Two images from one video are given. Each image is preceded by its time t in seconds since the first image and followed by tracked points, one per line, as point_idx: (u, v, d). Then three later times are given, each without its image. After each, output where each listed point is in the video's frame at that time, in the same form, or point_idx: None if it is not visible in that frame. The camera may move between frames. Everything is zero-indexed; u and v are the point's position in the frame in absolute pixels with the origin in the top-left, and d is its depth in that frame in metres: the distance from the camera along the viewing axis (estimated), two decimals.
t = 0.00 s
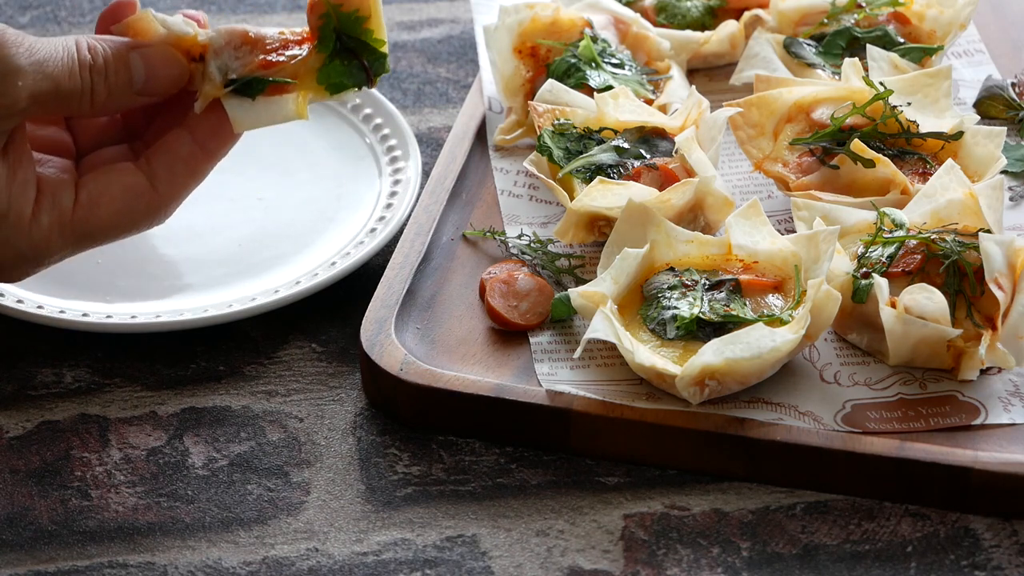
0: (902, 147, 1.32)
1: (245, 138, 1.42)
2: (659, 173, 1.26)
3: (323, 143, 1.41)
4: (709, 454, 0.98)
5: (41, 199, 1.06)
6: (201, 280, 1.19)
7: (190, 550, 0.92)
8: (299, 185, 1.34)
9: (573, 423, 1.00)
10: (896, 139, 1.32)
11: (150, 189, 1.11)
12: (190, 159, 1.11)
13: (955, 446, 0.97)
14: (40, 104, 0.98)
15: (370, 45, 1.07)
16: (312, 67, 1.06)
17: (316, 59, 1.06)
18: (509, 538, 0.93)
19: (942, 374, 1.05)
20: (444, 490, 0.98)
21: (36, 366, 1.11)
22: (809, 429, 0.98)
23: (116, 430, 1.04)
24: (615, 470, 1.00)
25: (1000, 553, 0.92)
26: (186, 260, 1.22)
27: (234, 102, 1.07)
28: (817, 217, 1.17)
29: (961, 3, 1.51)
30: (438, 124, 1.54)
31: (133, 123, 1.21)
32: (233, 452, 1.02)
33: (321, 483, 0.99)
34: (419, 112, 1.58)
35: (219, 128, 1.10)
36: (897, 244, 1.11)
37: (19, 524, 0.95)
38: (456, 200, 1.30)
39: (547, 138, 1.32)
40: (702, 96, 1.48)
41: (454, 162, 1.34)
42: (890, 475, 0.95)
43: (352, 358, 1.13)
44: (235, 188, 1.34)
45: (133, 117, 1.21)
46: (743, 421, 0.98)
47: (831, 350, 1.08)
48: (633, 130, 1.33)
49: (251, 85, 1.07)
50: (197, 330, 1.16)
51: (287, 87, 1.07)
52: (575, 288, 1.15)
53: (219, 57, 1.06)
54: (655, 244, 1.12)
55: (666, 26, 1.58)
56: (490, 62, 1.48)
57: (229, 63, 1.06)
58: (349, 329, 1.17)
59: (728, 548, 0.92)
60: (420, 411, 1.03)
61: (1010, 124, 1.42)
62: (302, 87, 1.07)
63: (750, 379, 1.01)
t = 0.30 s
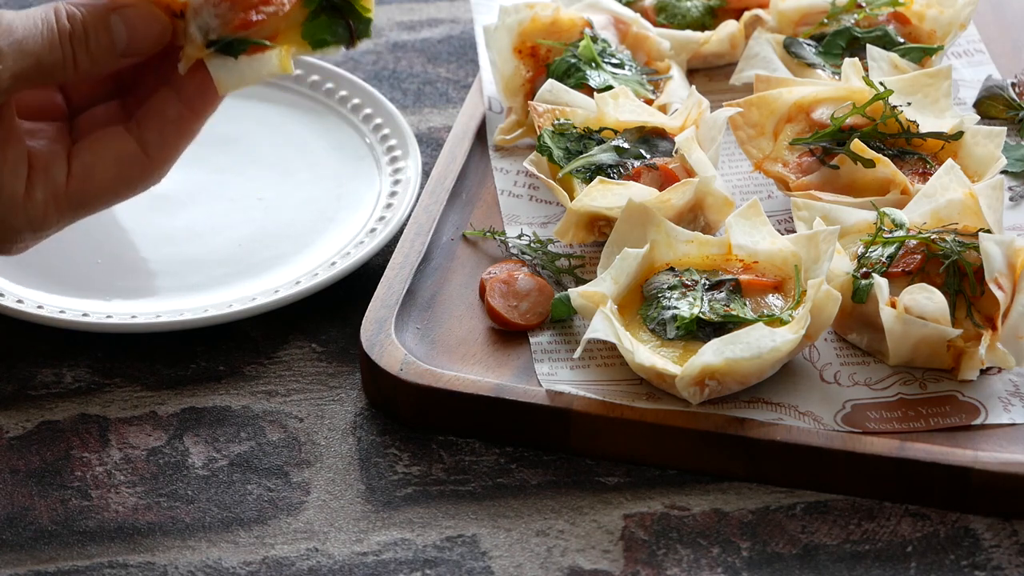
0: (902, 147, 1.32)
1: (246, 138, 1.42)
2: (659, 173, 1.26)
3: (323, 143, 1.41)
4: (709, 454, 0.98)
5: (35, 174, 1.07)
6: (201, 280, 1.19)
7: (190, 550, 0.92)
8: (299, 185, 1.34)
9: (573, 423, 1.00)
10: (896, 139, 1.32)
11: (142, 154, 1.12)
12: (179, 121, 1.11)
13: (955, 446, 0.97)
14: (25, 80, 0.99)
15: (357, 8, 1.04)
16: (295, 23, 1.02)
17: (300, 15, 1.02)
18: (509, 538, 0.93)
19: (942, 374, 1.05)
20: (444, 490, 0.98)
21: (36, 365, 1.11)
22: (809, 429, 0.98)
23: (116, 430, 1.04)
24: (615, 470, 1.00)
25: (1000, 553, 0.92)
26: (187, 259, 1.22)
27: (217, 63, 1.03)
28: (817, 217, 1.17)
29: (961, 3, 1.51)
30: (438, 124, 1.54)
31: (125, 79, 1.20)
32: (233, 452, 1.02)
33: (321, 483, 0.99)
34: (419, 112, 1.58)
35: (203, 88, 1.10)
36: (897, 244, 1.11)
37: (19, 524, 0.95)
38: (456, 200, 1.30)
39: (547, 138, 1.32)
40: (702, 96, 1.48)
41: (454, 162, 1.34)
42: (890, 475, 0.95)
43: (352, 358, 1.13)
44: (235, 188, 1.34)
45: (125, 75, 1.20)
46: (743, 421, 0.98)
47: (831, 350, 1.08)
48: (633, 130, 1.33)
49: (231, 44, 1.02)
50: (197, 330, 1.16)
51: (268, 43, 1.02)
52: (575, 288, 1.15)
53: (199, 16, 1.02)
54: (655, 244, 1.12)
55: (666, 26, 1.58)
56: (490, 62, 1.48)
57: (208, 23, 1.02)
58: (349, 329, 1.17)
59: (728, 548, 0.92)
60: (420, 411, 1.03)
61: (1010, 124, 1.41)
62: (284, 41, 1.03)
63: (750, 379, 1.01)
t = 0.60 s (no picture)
0: (902, 147, 1.32)
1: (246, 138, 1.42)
2: (659, 173, 1.26)
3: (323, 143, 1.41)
4: (709, 454, 0.98)
5: None
6: (201, 279, 1.19)
7: (190, 550, 0.92)
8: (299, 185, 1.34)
9: (573, 423, 1.00)
10: (896, 139, 1.32)
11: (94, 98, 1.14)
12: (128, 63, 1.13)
13: (955, 446, 0.97)
14: None
15: None
16: None
17: None
18: (509, 538, 0.93)
19: (943, 374, 1.05)
20: (444, 490, 0.98)
21: (36, 365, 1.11)
22: (809, 429, 0.98)
23: (116, 430, 1.04)
24: (615, 470, 1.00)
25: (1000, 553, 0.92)
26: (186, 259, 1.22)
27: None
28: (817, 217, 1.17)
29: (961, 3, 1.51)
30: (438, 124, 1.54)
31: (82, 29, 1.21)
32: (233, 452, 1.02)
33: (321, 483, 0.99)
34: (419, 112, 1.58)
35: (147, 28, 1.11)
36: (897, 244, 1.11)
37: (19, 525, 0.95)
38: (456, 200, 1.30)
39: (547, 138, 1.32)
40: (702, 96, 1.48)
41: (454, 162, 1.34)
42: (890, 475, 0.95)
43: (352, 358, 1.13)
44: (235, 188, 1.34)
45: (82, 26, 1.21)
46: (743, 421, 0.98)
47: (831, 350, 1.08)
48: (633, 130, 1.33)
49: None
50: (197, 330, 1.16)
51: None
52: (575, 288, 1.15)
53: None
54: (655, 244, 1.12)
55: (666, 26, 1.58)
56: (490, 62, 1.48)
57: None
58: (349, 329, 1.17)
59: (728, 548, 0.92)
60: (420, 411, 1.03)
61: (1010, 124, 1.41)
62: None
63: (750, 379, 1.01)
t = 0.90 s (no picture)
0: (902, 147, 1.32)
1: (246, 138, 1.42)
2: (659, 173, 1.26)
3: (322, 143, 1.41)
4: (709, 454, 0.98)
5: None
6: (201, 279, 1.19)
7: (190, 550, 0.92)
8: (298, 186, 1.34)
9: (573, 423, 0.99)
10: (896, 139, 1.32)
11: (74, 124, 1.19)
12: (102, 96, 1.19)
13: (954, 446, 0.97)
14: None
15: None
16: None
17: None
18: (509, 539, 0.93)
19: (942, 374, 1.05)
20: (444, 490, 0.98)
21: (36, 365, 1.11)
22: (809, 429, 0.98)
23: (116, 430, 1.04)
24: (615, 470, 1.00)
25: (1000, 553, 0.92)
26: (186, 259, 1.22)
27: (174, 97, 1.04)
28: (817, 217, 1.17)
29: (961, 3, 1.51)
30: (438, 124, 1.54)
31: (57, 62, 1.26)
32: (233, 452, 1.02)
33: (321, 483, 0.99)
34: (419, 112, 1.58)
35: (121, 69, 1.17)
36: (897, 244, 1.11)
37: (19, 524, 0.95)
38: (456, 200, 1.30)
39: (547, 138, 1.32)
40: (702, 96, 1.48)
41: (454, 162, 1.34)
42: (889, 475, 0.95)
43: (352, 358, 1.13)
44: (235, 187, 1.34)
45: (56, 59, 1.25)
46: (743, 421, 0.98)
47: (831, 350, 1.08)
48: (633, 130, 1.33)
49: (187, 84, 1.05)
50: (197, 330, 1.16)
51: None
52: (575, 288, 1.15)
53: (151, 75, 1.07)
54: (655, 244, 1.12)
55: (666, 26, 1.58)
56: (490, 62, 1.48)
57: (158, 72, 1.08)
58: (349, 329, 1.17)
59: (729, 548, 0.92)
60: (420, 411, 1.03)
61: (1010, 124, 1.41)
62: None
63: (750, 379, 1.01)
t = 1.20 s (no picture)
0: (902, 147, 1.32)
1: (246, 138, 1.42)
2: (659, 173, 1.26)
3: (322, 143, 1.41)
4: (709, 453, 0.98)
5: None
6: (200, 279, 1.19)
7: (189, 550, 0.92)
8: (298, 185, 1.34)
9: (573, 423, 0.99)
10: (896, 139, 1.32)
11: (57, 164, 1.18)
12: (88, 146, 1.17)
13: (954, 446, 0.97)
14: None
15: None
16: None
17: None
18: (509, 538, 0.93)
19: (942, 374, 1.05)
20: (444, 490, 0.98)
21: (37, 365, 1.11)
22: (809, 428, 0.98)
23: (116, 430, 1.04)
24: (615, 470, 1.00)
25: (1000, 553, 0.92)
26: (186, 259, 1.22)
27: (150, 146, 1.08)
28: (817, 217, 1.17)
29: (961, 4, 1.51)
30: (438, 124, 1.54)
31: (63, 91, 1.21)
32: (233, 452, 1.02)
33: (321, 483, 0.99)
34: (419, 111, 1.58)
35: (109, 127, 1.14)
36: (897, 244, 1.11)
37: (19, 524, 0.95)
38: (456, 200, 1.30)
39: (547, 138, 1.32)
40: (702, 96, 1.48)
41: (454, 162, 1.34)
42: (889, 475, 0.95)
43: (353, 358, 1.13)
44: (234, 187, 1.34)
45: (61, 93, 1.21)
46: (743, 421, 0.98)
47: (831, 350, 1.08)
48: (633, 130, 1.33)
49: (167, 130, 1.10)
50: (197, 330, 1.16)
51: None
52: (575, 288, 1.15)
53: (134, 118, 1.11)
54: (655, 244, 1.12)
55: (666, 26, 1.58)
56: (490, 62, 1.48)
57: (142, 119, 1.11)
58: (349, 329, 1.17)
59: (728, 548, 0.92)
60: (420, 411, 1.03)
61: (1010, 124, 1.41)
62: None
63: (750, 380, 1.01)
